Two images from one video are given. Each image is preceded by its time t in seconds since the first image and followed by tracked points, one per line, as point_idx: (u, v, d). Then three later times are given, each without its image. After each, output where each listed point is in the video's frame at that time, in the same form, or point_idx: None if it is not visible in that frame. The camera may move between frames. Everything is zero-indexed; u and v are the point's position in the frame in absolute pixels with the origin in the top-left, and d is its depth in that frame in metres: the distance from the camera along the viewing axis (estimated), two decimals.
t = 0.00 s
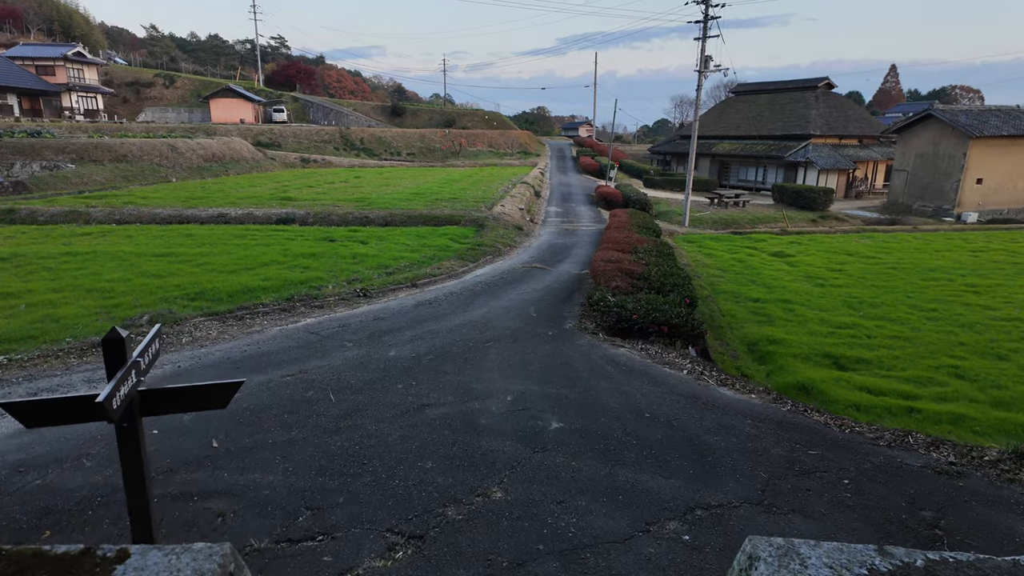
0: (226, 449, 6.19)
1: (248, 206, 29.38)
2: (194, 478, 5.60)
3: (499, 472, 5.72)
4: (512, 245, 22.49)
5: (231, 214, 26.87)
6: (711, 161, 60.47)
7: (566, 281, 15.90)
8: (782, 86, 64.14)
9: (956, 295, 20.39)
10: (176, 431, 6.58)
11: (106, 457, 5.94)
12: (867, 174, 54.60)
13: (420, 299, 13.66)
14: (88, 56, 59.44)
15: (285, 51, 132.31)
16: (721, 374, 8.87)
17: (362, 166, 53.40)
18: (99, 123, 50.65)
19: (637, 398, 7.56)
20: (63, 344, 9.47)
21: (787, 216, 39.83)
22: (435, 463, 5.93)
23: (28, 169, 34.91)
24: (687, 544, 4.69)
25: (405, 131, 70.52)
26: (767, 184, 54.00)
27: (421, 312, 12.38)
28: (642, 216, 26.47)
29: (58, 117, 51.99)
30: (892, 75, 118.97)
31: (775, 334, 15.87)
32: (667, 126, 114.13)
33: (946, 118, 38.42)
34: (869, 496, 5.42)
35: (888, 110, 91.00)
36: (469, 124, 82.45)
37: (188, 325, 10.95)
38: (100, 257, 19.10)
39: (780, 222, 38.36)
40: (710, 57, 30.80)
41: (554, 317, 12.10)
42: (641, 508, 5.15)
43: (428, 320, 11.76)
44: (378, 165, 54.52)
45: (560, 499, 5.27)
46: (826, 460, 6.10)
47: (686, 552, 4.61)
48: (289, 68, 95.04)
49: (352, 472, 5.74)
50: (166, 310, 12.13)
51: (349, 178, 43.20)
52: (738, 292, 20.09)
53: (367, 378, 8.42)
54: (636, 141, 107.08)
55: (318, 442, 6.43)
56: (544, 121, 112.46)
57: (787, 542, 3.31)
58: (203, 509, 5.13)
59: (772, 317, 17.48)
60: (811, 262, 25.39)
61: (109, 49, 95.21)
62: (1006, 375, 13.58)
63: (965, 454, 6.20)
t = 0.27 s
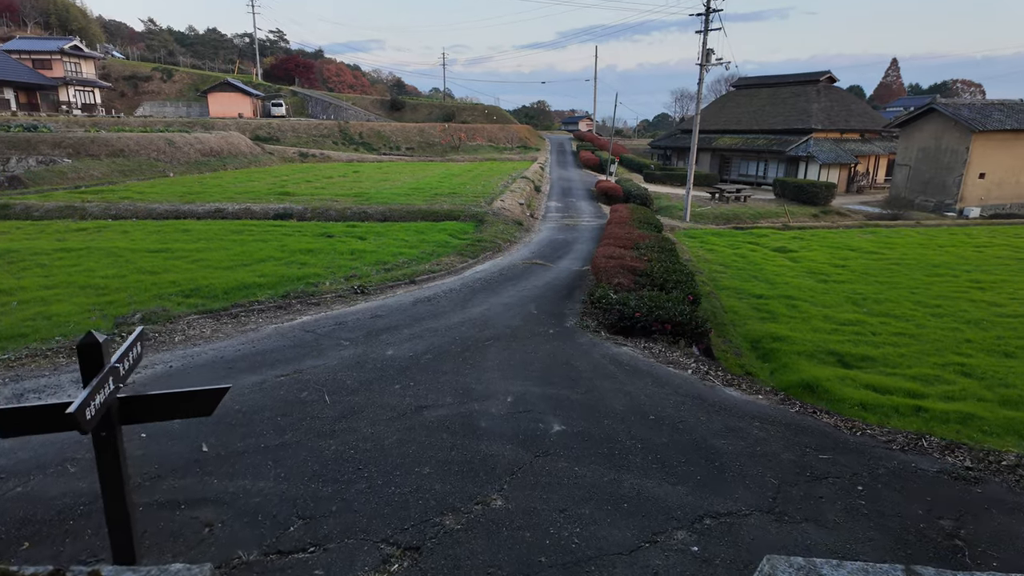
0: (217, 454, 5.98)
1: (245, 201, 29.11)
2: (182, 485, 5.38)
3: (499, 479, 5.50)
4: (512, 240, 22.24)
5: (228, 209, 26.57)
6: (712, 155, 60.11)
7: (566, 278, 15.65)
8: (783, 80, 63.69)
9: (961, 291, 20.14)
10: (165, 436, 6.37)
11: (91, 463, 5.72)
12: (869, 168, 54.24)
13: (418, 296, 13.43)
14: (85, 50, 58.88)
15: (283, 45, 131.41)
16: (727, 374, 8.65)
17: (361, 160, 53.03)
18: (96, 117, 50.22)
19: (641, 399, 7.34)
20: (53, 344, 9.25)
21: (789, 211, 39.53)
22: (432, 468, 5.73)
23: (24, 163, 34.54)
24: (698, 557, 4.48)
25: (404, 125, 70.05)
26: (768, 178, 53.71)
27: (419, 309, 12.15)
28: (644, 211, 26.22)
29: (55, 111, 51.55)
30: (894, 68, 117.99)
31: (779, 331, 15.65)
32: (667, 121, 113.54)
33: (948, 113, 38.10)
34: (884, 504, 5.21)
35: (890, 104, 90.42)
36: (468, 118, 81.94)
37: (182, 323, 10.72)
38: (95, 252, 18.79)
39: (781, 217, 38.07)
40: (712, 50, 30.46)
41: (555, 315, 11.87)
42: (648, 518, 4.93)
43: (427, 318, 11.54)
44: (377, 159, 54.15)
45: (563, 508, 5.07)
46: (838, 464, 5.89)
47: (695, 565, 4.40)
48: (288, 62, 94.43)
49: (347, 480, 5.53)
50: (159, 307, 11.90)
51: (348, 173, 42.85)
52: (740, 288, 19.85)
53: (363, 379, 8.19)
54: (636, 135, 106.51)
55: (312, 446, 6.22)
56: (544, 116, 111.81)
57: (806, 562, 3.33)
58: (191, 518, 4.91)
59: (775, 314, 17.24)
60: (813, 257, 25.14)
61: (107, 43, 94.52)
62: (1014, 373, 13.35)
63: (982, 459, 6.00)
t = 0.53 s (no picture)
0: (199, 453, 5.68)
1: (241, 196, 28.78)
2: (160, 485, 5.08)
3: (497, 479, 5.20)
4: (511, 235, 21.92)
5: (224, 204, 26.25)
6: (712, 152, 59.73)
7: (567, 272, 15.33)
8: (784, 76, 63.26)
9: (967, 286, 19.83)
10: (146, 433, 6.06)
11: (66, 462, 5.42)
12: (870, 164, 53.86)
13: (415, 291, 13.11)
14: (83, 46, 58.39)
15: (281, 42, 130.80)
16: (733, 368, 8.35)
17: (360, 157, 52.63)
18: (92, 113, 49.75)
19: (645, 395, 7.04)
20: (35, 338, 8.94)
21: (791, 207, 39.16)
22: (425, 467, 5.43)
23: (19, 159, 34.10)
24: (707, 562, 4.18)
25: (403, 122, 69.64)
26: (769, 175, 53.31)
27: (416, 304, 11.85)
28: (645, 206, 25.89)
29: (52, 108, 51.11)
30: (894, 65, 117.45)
31: (783, 326, 15.35)
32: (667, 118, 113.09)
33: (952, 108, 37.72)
34: (904, 505, 4.91)
35: (891, 100, 89.97)
36: (468, 115, 81.44)
37: (171, 318, 10.41)
38: (87, 248, 18.41)
39: (783, 213, 37.72)
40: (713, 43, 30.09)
41: (555, 309, 11.57)
42: (654, 520, 4.63)
43: (424, 312, 11.23)
44: (376, 155, 53.76)
45: (564, 509, 4.77)
46: (853, 462, 5.60)
47: (705, 571, 4.10)
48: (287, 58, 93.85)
49: (335, 480, 5.22)
50: (149, 301, 11.57)
51: (346, 169, 42.49)
52: (743, 283, 19.54)
53: (356, 374, 7.89)
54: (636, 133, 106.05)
55: (300, 444, 5.92)
56: (544, 112, 111.27)
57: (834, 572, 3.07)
58: (167, 520, 4.60)
59: (779, 309, 16.93)
60: (816, 252, 24.82)
61: (106, 40, 93.93)
62: None
63: (1004, 456, 5.70)
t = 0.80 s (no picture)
0: (179, 457, 5.37)
1: (240, 194, 28.58)
2: (136, 492, 4.78)
3: (493, 487, 4.88)
4: (511, 233, 21.62)
5: (222, 202, 26.01)
6: (714, 150, 59.38)
7: (568, 270, 15.04)
8: (786, 74, 62.87)
9: (975, 285, 19.48)
10: (125, 436, 5.76)
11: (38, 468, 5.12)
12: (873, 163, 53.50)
13: (413, 288, 12.82)
14: (82, 45, 58.09)
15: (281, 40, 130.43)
16: (740, 368, 8.04)
17: (360, 155, 52.34)
18: (92, 112, 49.44)
19: (651, 396, 6.73)
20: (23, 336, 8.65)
21: (793, 205, 38.80)
22: (419, 473, 5.13)
23: (16, 157, 33.71)
24: None
25: (403, 120, 69.25)
26: (771, 174, 52.90)
27: (414, 302, 11.54)
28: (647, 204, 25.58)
29: (51, 107, 50.86)
30: (896, 64, 116.98)
31: (789, 325, 15.05)
32: (669, 116, 112.68)
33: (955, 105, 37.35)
34: (929, 514, 4.60)
35: (893, 100, 89.63)
36: (469, 113, 81.05)
37: (160, 316, 10.10)
38: (80, 245, 18.08)
39: (786, 211, 37.38)
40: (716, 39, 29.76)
41: (556, 307, 11.26)
42: (662, 532, 4.32)
43: (421, 310, 10.93)
44: (376, 154, 53.47)
45: (565, 519, 4.46)
46: (872, 468, 5.29)
47: None
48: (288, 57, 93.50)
49: (323, 488, 4.92)
50: (139, 299, 11.26)
51: (346, 167, 42.16)
52: (747, 281, 19.24)
53: (349, 374, 7.59)
54: (637, 131, 105.71)
55: (287, 448, 5.62)
56: (545, 111, 110.87)
57: None
58: (141, 531, 4.30)
59: (784, 308, 16.62)
60: (820, 251, 24.51)
61: (107, 39, 93.63)
62: None
63: None
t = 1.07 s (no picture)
0: (162, 458, 5.07)
1: (239, 191, 28.24)
2: (113, 495, 4.47)
3: (493, 489, 4.58)
4: (512, 230, 21.32)
5: (220, 199, 25.71)
6: (716, 149, 58.94)
7: (570, 266, 14.71)
8: (789, 72, 62.50)
9: (984, 283, 19.12)
10: (106, 437, 5.45)
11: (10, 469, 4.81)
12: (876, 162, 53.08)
13: (412, 285, 12.51)
14: (82, 43, 57.80)
15: (282, 40, 130.15)
16: (750, 365, 7.73)
17: (360, 153, 51.97)
18: (91, 110, 49.11)
19: (658, 394, 6.43)
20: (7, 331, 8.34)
21: (797, 204, 38.45)
22: (415, 475, 4.83)
23: (13, 153, 33.10)
24: None
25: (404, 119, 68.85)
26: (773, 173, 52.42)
27: (412, 298, 11.24)
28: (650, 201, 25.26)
29: (51, 105, 50.51)
30: (898, 64, 116.41)
31: (796, 322, 14.72)
32: (670, 116, 112.19)
33: (960, 104, 36.98)
34: (961, 520, 4.29)
35: (896, 99, 89.18)
36: (469, 112, 80.66)
37: (151, 312, 9.78)
38: (75, 242, 17.75)
39: (789, 209, 37.01)
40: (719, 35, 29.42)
41: (558, 304, 10.94)
42: (674, 540, 4.01)
43: (420, 306, 10.62)
44: (377, 152, 53.08)
45: (571, 524, 4.16)
46: (896, 470, 4.98)
47: None
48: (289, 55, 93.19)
49: (312, 490, 4.62)
50: (130, 294, 10.95)
51: (346, 165, 41.80)
52: (752, 279, 18.90)
53: (344, 371, 7.28)
54: (639, 130, 105.26)
55: (275, 449, 5.32)
56: (546, 110, 110.54)
57: None
58: (116, 537, 4.00)
59: (790, 306, 16.28)
60: (825, 249, 24.18)
61: (108, 38, 93.36)
62: None
63: None
